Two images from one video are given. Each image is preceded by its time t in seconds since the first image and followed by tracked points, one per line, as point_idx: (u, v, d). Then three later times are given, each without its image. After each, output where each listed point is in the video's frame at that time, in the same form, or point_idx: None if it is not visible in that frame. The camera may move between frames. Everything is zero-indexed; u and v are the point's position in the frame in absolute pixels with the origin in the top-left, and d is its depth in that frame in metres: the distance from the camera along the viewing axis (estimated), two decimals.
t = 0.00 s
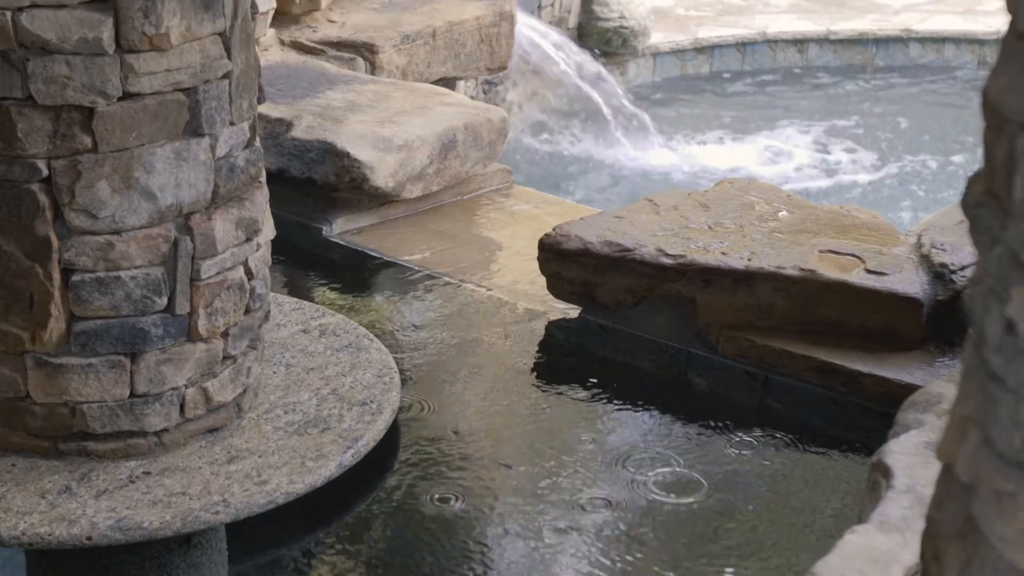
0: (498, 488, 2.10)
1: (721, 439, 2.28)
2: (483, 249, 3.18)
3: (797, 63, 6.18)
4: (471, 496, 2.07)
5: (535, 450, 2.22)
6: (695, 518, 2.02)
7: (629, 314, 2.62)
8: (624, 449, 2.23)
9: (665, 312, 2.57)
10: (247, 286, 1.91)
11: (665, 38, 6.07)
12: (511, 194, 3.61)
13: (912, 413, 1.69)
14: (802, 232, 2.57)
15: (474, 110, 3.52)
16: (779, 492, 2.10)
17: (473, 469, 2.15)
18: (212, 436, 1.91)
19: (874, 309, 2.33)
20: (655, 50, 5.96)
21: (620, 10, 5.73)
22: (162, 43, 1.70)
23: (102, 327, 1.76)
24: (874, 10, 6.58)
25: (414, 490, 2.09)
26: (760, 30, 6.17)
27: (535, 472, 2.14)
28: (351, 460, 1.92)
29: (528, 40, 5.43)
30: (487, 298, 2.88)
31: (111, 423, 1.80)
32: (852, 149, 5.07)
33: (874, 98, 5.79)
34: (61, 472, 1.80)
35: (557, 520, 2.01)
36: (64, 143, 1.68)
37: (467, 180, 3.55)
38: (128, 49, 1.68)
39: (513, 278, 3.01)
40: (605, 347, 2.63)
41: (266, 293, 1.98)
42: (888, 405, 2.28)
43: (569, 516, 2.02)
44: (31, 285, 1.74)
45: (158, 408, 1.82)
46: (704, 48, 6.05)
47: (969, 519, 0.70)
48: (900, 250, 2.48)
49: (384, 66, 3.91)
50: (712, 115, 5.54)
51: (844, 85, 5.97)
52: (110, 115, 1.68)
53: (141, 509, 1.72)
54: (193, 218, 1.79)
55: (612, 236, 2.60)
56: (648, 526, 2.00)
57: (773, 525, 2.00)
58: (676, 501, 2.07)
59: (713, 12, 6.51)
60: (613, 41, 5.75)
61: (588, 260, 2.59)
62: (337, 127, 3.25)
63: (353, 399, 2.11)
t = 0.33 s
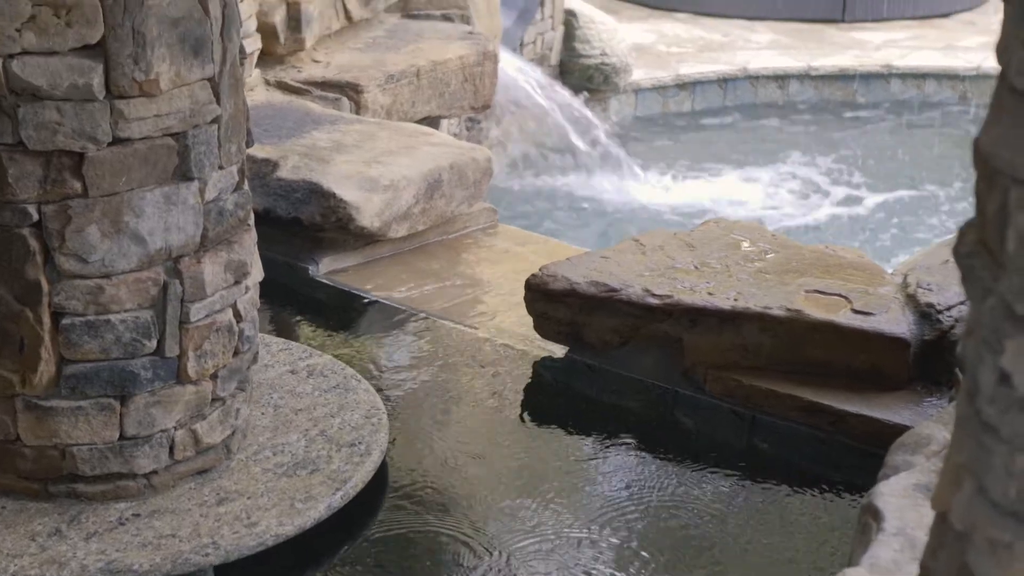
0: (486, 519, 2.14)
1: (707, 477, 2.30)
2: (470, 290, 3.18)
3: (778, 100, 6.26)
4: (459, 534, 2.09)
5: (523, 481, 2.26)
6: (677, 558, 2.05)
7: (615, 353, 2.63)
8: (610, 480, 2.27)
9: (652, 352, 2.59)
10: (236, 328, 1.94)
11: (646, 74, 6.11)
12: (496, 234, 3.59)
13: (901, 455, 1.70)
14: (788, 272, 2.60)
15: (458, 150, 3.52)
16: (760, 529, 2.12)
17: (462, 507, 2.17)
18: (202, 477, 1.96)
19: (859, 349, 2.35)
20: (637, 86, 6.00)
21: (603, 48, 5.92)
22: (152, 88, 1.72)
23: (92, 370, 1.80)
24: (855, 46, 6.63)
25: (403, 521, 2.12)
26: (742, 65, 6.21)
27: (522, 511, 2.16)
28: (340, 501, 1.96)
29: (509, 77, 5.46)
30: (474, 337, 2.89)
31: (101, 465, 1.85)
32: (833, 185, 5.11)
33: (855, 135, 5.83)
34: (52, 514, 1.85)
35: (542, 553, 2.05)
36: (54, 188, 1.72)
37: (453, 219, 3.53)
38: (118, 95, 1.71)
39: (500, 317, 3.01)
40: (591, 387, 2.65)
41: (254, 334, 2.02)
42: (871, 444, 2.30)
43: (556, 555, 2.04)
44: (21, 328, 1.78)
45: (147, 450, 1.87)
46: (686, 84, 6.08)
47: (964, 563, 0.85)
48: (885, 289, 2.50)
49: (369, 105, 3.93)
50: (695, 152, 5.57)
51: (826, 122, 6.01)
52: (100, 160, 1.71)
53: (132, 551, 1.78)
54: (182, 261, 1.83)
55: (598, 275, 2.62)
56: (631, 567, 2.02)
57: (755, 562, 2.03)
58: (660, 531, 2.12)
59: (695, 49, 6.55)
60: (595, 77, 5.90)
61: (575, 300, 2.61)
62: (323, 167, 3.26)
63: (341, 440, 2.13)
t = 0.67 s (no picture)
0: (479, 559, 2.15)
1: (697, 517, 2.30)
2: (461, 329, 3.18)
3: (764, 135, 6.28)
4: None
5: (513, 520, 2.27)
6: None
7: (605, 393, 2.64)
8: (600, 520, 2.28)
9: (642, 392, 2.59)
10: (227, 371, 1.94)
11: (633, 109, 6.16)
12: (486, 271, 3.59)
13: (894, 499, 1.71)
14: (777, 312, 2.61)
15: (447, 188, 3.52)
16: (749, 569, 2.13)
17: (454, 550, 2.17)
18: (194, 520, 1.96)
19: (849, 389, 2.36)
20: (623, 121, 6.06)
21: (590, 84, 5.99)
22: (143, 135, 1.73)
23: (82, 415, 1.81)
24: (839, 81, 6.68)
25: (390, 564, 2.13)
26: (727, 101, 6.26)
27: (515, 553, 2.17)
28: (332, 545, 1.97)
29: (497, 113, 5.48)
30: (464, 377, 2.89)
31: (91, 510, 1.85)
32: (820, 220, 5.13)
33: (840, 170, 5.88)
34: (42, 559, 1.86)
35: None
36: (46, 234, 1.73)
37: (444, 258, 3.53)
38: (109, 141, 1.72)
39: (490, 356, 3.01)
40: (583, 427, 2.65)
41: (246, 377, 2.01)
42: (861, 483, 2.31)
43: None
44: (12, 372, 1.80)
45: (138, 494, 1.87)
46: (671, 119, 6.14)
47: None
48: (875, 329, 2.51)
49: (357, 144, 3.95)
50: (681, 187, 5.60)
51: (810, 156, 6.05)
52: (91, 206, 1.73)
53: None
54: (173, 305, 1.83)
55: (587, 316, 2.63)
56: None
57: None
58: (653, 569, 2.13)
59: (680, 84, 6.60)
60: (581, 113, 5.97)
61: (565, 340, 2.61)
62: (313, 207, 3.27)
63: (333, 483, 2.13)
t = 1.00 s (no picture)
0: None
1: (691, 554, 2.30)
2: (453, 366, 3.17)
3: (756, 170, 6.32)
4: None
5: (508, 561, 2.27)
6: None
7: (598, 430, 2.64)
8: (600, 561, 2.28)
9: (635, 429, 2.59)
10: (219, 412, 1.94)
11: (623, 143, 6.19)
12: (478, 308, 3.59)
13: (889, 537, 1.71)
14: (769, 349, 2.62)
15: (439, 225, 3.53)
16: None
17: None
18: (186, 563, 1.95)
19: (841, 426, 2.37)
20: (614, 154, 6.09)
21: (582, 118, 6.00)
22: (134, 176, 1.74)
23: (74, 457, 1.81)
24: (827, 114, 6.71)
25: None
26: (717, 134, 6.28)
27: None
28: None
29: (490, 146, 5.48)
30: (456, 415, 2.88)
31: (83, 553, 1.84)
32: (811, 253, 5.13)
33: (830, 202, 5.90)
34: None
35: None
36: (37, 276, 1.73)
37: (436, 294, 3.54)
38: (101, 183, 1.72)
39: (483, 393, 3.01)
40: (576, 465, 2.65)
41: (238, 417, 2.01)
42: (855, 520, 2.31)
43: None
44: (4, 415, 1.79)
45: (130, 536, 1.86)
46: (662, 152, 6.16)
47: None
48: (866, 365, 2.52)
49: (349, 180, 3.96)
50: (672, 220, 5.61)
51: (801, 189, 6.08)
52: (83, 247, 1.73)
53: None
54: (164, 346, 1.83)
55: (580, 353, 2.63)
56: None
57: None
58: None
59: (670, 118, 6.63)
60: (573, 146, 6.01)
61: (558, 378, 2.61)
62: (305, 244, 3.27)
63: (326, 523, 2.14)
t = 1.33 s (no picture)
0: None
1: None
2: (448, 398, 3.16)
3: (749, 195, 6.35)
4: None
5: None
6: None
7: (594, 462, 2.63)
8: None
9: (632, 462, 2.59)
10: (213, 448, 1.94)
11: (618, 170, 6.20)
12: (473, 339, 3.59)
13: (884, 569, 1.70)
14: (765, 379, 2.62)
15: (433, 256, 3.53)
16: None
17: None
18: None
19: (838, 458, 2.36)
20: (608, 182, 6.10)
21: (575, 146, 6.03)
22: (128, 211, 1.74)
23: (67, 494, 1.80)
24: (820, 141, 6.74)
25: None
26: (711, 161, 6.31)
27: None
28: None
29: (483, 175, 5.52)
30: (452, 447, 2.87)
31: None
32: (807, 281, 5.14)
33: (824, 229, 5.91)
34: None
35: None
36: (30, 312, 1.73)
37: (430, 326, 3.53)
38: (94, 218, 1.72)
39: (478, 424, 3.00)
40: (573, 498, 2.65)
41: (232, 452, 2.01)
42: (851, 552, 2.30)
43: None
44: None
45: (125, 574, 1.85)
46: (656, 180, 6.18)
47: None
48: (862, 396, 2.53)
49: (343, 211, 3.97)
50: (667, 249, 5.61)
51: (795, 216, 6.10)
52: (76, 282, 1.73)
53: None
54: (158, 381, 1.83)
55: (575, 385, 2.63)
56: None
57: None
58: None
59: (664, 145, 6.65)
60: (567, 174, 6.00)
61: (553, 410, 2.61)
62: (300, 276, 3.26)
63: (322, 559, 2.13)
